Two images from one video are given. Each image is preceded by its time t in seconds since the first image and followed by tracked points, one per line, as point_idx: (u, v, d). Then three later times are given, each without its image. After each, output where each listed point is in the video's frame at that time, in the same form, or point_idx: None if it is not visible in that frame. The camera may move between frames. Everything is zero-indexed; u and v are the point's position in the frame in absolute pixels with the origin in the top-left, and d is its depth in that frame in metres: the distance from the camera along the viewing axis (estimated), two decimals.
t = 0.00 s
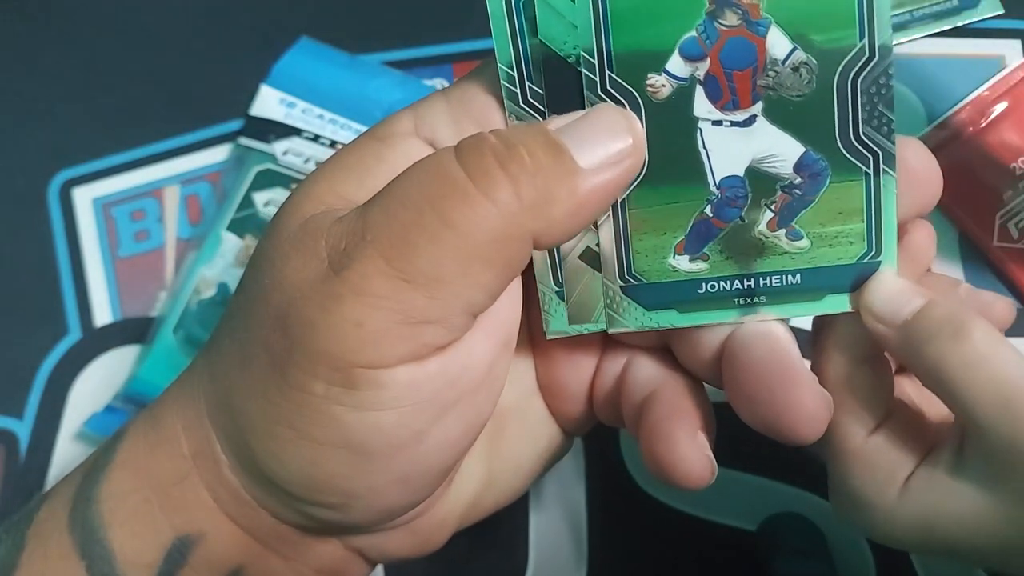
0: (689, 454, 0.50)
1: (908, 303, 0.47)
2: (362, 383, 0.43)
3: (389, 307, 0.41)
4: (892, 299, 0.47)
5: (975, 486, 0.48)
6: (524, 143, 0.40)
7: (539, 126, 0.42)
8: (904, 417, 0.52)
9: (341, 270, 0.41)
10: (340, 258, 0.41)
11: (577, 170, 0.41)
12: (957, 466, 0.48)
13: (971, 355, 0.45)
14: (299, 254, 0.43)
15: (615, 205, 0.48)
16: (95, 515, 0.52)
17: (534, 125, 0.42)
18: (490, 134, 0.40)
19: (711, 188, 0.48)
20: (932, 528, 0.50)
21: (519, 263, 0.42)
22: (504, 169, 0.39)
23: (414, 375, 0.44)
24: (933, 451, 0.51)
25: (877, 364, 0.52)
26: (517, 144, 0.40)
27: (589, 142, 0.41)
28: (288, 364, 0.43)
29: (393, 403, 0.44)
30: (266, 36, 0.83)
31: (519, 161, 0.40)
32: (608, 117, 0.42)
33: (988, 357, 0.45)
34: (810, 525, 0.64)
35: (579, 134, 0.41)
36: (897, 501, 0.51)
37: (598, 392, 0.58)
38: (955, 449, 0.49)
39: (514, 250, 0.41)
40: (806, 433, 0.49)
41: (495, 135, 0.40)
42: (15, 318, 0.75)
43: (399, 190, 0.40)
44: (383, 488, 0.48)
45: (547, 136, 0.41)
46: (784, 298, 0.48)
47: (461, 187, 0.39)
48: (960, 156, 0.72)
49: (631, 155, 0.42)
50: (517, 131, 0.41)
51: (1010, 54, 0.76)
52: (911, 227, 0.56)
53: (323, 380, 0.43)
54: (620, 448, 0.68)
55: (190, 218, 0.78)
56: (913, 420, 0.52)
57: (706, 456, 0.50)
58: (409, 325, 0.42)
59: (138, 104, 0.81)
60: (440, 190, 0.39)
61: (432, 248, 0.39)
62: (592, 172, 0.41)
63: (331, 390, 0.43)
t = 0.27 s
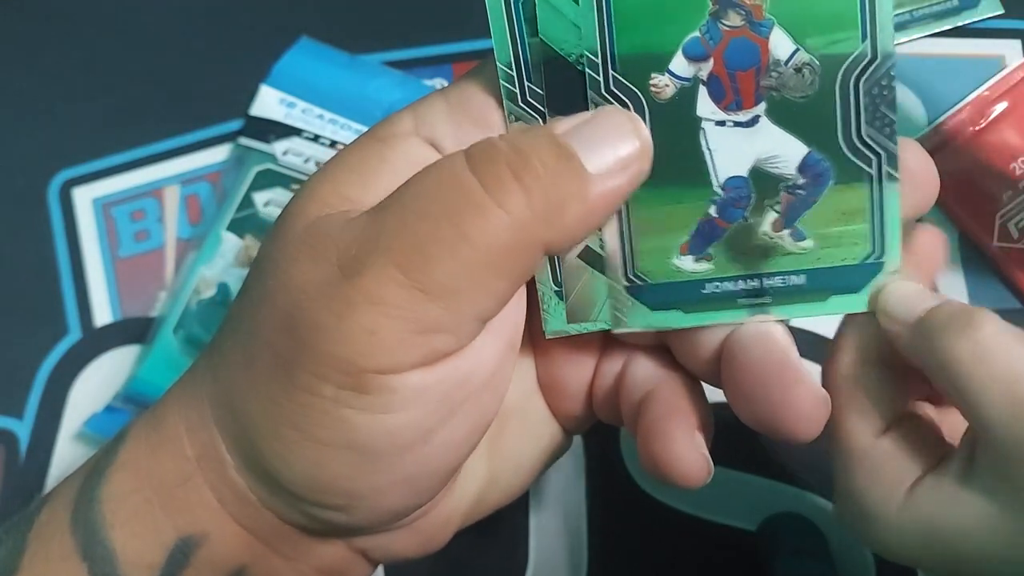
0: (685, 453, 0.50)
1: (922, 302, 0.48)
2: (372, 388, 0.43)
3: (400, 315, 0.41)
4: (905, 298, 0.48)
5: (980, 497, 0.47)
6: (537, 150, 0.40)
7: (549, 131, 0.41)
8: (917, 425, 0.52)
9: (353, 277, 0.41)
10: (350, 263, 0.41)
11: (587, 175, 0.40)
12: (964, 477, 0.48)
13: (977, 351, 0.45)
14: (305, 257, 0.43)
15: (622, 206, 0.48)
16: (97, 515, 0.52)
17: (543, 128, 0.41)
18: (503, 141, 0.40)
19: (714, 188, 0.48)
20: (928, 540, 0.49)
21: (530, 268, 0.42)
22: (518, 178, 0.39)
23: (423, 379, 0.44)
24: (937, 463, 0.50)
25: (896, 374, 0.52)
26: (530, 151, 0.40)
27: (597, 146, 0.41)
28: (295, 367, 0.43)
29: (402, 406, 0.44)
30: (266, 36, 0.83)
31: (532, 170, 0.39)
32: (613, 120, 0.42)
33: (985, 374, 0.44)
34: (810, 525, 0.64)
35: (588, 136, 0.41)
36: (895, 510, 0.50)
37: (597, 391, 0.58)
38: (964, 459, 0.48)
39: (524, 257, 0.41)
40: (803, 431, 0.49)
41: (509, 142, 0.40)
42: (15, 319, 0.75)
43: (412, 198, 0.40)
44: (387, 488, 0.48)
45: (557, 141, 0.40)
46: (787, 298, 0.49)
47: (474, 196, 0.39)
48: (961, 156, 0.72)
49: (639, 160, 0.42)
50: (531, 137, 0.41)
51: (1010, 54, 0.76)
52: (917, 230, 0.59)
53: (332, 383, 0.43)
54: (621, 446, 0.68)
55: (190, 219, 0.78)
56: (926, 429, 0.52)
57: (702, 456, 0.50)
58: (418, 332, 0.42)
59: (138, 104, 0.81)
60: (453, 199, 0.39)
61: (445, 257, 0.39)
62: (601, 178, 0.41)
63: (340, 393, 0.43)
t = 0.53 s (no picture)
0: (673, 449, 0.50)
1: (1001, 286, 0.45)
2: (370, 385, 0.43)
3: (397, 314, 0.41)
4: (991, 276, 0.45)
5: (972, 489, 0.46)
6: (537, 153, 0.40)
7: (548, 132, 0.41)
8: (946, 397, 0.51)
9: (352, 275, 0.41)
10: (348, 261, 0.41)
11: (586, 176, 0.41)
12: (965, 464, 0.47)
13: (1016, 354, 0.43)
14: (303, 255, 0.43)
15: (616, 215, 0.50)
16: (95, 513, 0.52)
17: (543, 129, 0.41)
18: (504, 142, 0.40)
19: (792, 168, 0.47)
20: (914, 509, 0.49)
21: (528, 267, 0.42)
22: (518, 180, 0.39)
23: (422, 377, 0.44)
24: (948, 446, 0.49)
25: (945, 345, 0.49)
26: (531, 154, 0.40)
27: (597, 147, 0.41)
28: (293, 366, 0.43)
29: (400, 403, 0.44)
30: (266, 36, 0.83)
31: (532, 172, 0.39)
32: (615, 122, 0.42)
33: (1004, 371, 0.43)
34: (810, 526, 0.64)
35: (587, 140, 0.41)
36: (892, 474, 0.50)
37: (594, 387, 0.58)
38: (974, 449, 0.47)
39: (522, 256, 0.41)
40: (792, 426, 0.50)
41: (509, 144, 0.40)
42: (14, 318, 0.75)
43: (409, 197, 0.40)
44: (386, 485, 0.48)
45: (555, 141, 0.41)
46: (874, 277, 0.48)
47: (474, 196, 0.39)
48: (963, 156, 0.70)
49: (639, 163, 0.42)
50: (530, 138, 0.41)
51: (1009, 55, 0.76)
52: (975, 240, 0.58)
53: (331, 381, 0.43)
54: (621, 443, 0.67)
55: (190, 218, 0.78)
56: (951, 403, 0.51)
57: (690, 452, 0.51)
58: (416, 330, 0.42)
59: (138, 104, 0.81)
60: (451, 198, 0.39)
61: (444, 256, 0.39)
62: (601, 180, 0.41)
63: (338, 390, 0.43)
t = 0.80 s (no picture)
0: (673, 448, 0.50)
1: None
2: (364, 382, 0.43)
3: (392, 311, 0.41)
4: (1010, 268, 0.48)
5: (994, 458, 0.50)
6: (531, 148, 0.40)
7: (542, 129, 0.41)
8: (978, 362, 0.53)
9: (343, 270, 0.41)
10: (342, 257, 0.41)
11: (581, 172, 0.40)
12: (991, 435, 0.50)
13: None
14: (298, 252, 0.43)
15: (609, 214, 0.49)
16: (93, 513, 0.51)
17: (538, 127, 0.41)
18: (497, 138, 0.40)
19: (860, 155, 0.48)
20: (928, 462, 0.52)
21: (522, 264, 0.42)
22: (512, 175, 0.39)
23: (415, 373, 0.44)
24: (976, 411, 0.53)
25: (990, 319, 0.51)
26: (524, 149, 0.40)
27: (591, 143, 0.41)
28: (288, 364, 0.43)
29: (395, 401, 0.44)
30: (265, 36, 0.83)
31: (526, 168, 0.39)
32: (611, 119, 0.42)
33: None
34: (809, 525, 0.64)
35: (581, 136, 0.41)
36: (917, 427, 0.53)
37: (591, 386, 0.57)
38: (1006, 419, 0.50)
39: (517, 253, 0.41)
40: (791, 425, 0.50)
41: (503, 139, 0.40)
42: (14, 318, 0.75)
43: (403, 191, 0.40)
44: (383, 484, 0.48)
45: (550, 138, 0.41)
46: (941, 264, 0.49)
47: (467, 191, 0.39)
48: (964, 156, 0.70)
49: (635, 159, 0.42)
50: (525, 135, 0.41)
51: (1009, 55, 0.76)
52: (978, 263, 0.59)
53: (325, 379, 0.42)
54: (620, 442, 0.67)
55: (190, 218, 0.78)
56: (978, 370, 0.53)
57: (690, 451, 0.50)
58: (411, 326, 0.42)
59: (137, 104, 0.81)
60: (445, 193, 0.39)
61: (437, 251, 0.39)
62: (596, 176, 0.41)
63: (333, 388, 0.43)
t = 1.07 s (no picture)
0: (669, 443, 0.50)
1: None
2: (359, 378, 0.43)
3: (387, 307, 0.41)
4: None
5: None
6: (523, 141, 0.40)
7: (536, 125, 0.41)
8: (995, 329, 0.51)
9: (337, 265, 0.41)
10: (336, 253, 0.41)
11: (573, 166, 0.41)
12: None
13: None
14: (293, 249, 0.43)
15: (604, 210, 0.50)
16: (89, 511, 0.51)
17: (530, 123, 0.42)
18: (489, 133, 0.40)
19: (899, 152, 0.48)
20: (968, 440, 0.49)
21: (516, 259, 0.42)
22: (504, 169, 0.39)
23: (409, 370, 0.44)
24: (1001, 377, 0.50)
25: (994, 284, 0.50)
26: (517, 143, 0.40)
27: (583, 138, 0.41)
28: (283, 361, 0.43)
29: (390, 397, 0.44)
30: (264, 36, 0.83)
31: (518, 161, 0.40)
32: (603, 113, 0.42)
33: None
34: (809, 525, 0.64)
35: (573, 131, 0.41)
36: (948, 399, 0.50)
37: (588, 384, 0.57)
38: None
39: (511, 248, 0.41)
40: (784, 420, 0.49)
41: (495, 133, 0.40)
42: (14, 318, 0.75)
43: (396, 187, 0.40)
44: (378, 481, 0.48)
45: (542, 132, 0.41)
46: (971, 248, 0.50)
47: (459, 186, 0.39)
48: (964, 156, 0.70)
49: (627, 153, 0.42)
50: (516, 129, 0.41)
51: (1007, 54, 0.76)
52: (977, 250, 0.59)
53: (318, 374, 0.42)
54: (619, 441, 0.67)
55: (190, 218, 0.78)
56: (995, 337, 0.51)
57: (686, 446, 0.50)
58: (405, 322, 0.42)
59: (137, 104, 0.81)
60: (438, 187, 0.39)
61: (430, 246, 0.39)
62: (589, 170, 0.41)
63: (326, 384, 0.43)
